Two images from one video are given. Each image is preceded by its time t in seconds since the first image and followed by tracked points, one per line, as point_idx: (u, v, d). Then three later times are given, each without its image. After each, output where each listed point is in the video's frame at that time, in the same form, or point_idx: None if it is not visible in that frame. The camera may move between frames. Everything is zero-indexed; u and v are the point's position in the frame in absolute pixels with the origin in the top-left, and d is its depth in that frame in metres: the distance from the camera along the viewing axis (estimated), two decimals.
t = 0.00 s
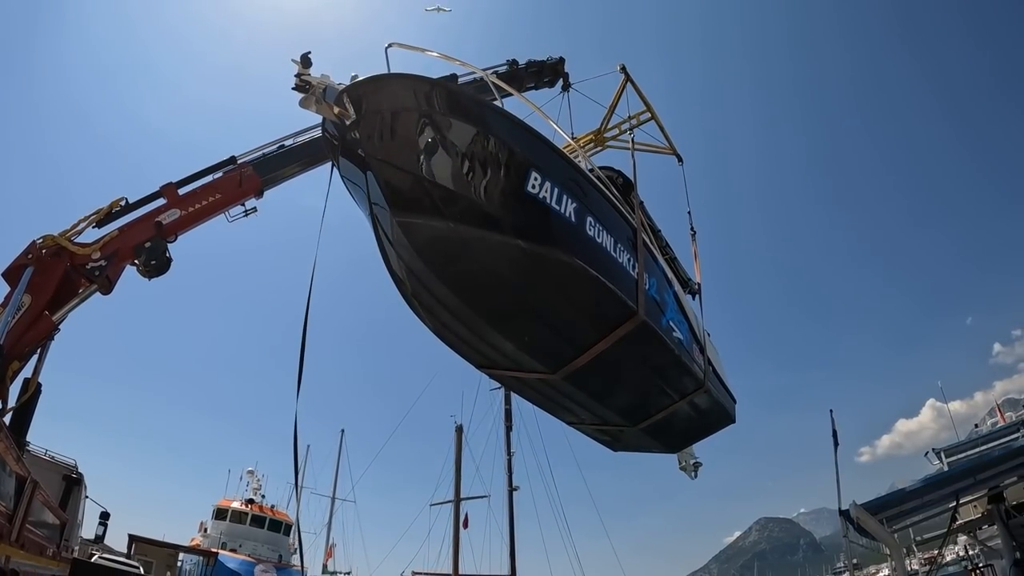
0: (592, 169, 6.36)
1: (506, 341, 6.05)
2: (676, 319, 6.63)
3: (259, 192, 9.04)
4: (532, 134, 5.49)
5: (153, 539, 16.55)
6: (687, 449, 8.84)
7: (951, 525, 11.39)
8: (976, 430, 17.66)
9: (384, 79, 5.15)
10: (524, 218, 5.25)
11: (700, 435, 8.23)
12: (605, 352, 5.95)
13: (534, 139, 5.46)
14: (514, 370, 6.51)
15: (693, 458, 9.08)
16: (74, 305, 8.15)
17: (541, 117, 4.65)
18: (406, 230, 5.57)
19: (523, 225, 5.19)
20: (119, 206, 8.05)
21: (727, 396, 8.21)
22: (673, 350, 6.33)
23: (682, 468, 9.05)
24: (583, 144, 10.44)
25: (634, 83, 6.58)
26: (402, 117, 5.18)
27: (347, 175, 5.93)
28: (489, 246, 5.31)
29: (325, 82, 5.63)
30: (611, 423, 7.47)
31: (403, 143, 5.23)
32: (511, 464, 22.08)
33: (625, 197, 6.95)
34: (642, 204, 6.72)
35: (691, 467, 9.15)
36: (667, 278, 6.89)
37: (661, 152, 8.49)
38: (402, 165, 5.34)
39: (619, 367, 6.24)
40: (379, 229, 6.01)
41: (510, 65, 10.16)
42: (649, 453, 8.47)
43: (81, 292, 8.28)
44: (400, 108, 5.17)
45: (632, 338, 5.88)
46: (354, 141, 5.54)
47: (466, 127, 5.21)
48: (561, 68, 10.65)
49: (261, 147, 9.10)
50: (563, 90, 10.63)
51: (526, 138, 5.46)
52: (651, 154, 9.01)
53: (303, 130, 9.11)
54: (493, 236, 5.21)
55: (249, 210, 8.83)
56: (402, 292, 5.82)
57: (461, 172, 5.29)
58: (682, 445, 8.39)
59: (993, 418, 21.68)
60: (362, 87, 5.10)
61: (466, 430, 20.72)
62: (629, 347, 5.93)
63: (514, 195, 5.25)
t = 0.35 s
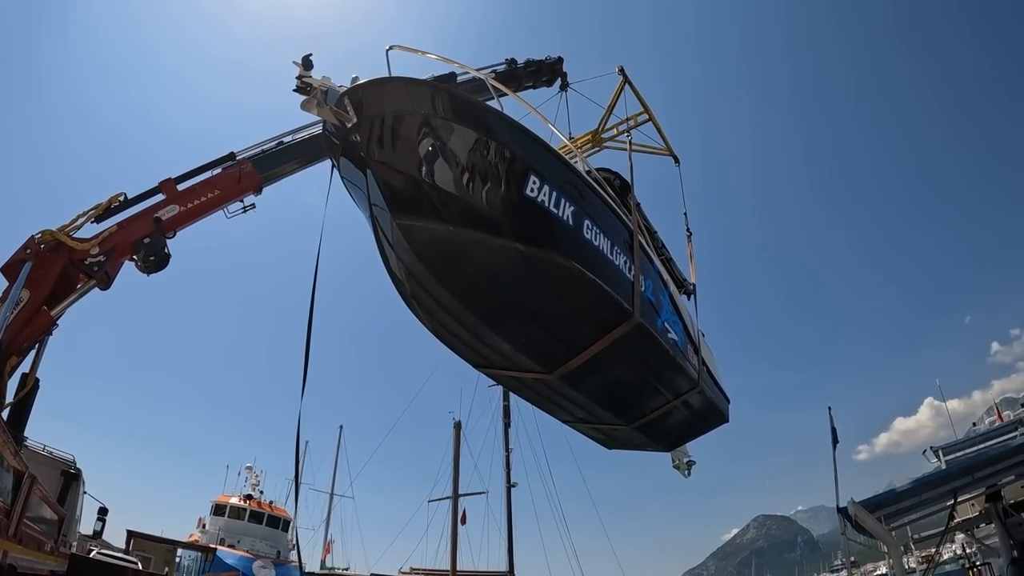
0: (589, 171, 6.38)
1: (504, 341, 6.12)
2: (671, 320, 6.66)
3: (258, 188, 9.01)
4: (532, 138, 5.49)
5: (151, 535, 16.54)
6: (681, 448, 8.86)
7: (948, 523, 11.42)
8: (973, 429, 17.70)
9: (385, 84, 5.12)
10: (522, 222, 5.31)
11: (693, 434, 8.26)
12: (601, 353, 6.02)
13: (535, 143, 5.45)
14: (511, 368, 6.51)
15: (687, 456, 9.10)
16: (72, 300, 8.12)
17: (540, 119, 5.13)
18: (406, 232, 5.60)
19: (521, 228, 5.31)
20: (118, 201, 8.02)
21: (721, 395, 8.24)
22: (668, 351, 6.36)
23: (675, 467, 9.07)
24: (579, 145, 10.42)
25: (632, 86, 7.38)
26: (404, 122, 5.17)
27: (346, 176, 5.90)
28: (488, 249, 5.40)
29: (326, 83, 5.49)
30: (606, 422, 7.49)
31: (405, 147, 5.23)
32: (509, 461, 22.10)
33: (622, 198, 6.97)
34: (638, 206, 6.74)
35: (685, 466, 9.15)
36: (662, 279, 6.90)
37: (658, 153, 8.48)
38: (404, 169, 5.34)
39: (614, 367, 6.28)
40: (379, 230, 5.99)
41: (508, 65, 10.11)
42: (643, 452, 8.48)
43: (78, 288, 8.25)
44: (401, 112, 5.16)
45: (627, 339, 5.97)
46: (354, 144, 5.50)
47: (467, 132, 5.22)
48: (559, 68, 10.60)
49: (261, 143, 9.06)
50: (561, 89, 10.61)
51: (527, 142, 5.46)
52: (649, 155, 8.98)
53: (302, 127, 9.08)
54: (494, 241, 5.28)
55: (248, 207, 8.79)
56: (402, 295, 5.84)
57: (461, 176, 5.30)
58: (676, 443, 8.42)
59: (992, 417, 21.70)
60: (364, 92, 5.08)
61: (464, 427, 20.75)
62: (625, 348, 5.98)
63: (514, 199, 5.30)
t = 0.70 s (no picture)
0: (587, 170, 6.33)
1: (502, 340, 6.10)
2: (667, 319, 6.64)
3: (257, 183, 8.95)
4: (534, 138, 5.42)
5: (149, 529, 16.54)
6: (676, 445, 8.84)
7: (946, 521, 11.43)
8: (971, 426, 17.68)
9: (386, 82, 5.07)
10: (521, 222, 5.28)
11: (688, 432, 8.25)
12: (597, 351, 6.02)
13: (535, 143, 5.40)
14: (507, 366, 6.49)
15: (681, 453, 9.09)
16: (70, 294, 8.07)
17: (539, 120, 5.32)
18: (406, 231, 5.58)
19: (521, 228, 5.29)
20: (116, 195, 7.96)
21: (715, 393, 8.23)
22: (664, 350, 6.35)
23: (669, 464, 9.06)
24: (577, 144, 10.38)
25: (630, 85, 7.47)
26: (405, 121, 5.14)
27: (347, 174, 5.84)
28: (487, 248, 5.39)
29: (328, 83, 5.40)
30: (601, 420, 7.48)
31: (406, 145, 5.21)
32: (508, 456, 22.10)
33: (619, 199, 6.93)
34: (635, 206, 6.72)
35: (679, 463, 9.14)
36: (659, 278, 6.87)
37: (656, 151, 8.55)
38: (404, 168, 5.32)
39: (609, 365, 6.27)
40: (379, 229, 5.96)
41: (507, 62, 10.04)
42: (637, 449, 8.47)
43: (77, 281, 8.20)
44: (402, 112, 5.13)
45: (623, 338, 5.96)
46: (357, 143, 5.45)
47: (467, 133, 5.17)
48: (557, 66, 10.54)
49: (260, 138, 9.01)
50: (560, 87, 10.55)
51: (528, 142, 5.41)
52: (647, 154, 8.94)
53: (301, 121, 9.02)
54: (493, 240, 5.27)
55: (246, 201, 8.74)
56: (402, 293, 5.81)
57: (462, 176, 5.26)
58: (670, 441, 8.41)
59: (989, 415, 21.73)
60: (365, 91, 5.04)
61: (462, 422, 20.75)
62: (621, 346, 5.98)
63: (513, 199, 5.27)
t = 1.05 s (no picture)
0: (585, 168, 6.29)
1: (501, 336, 6.06)
2: (664, 317, 6.62)
3: (256, 177, 8.89)
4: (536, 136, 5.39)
5: (148, 524, 16.53)
6: (670, 442, 8.83)
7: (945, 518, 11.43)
8: (970, 424, 17.69)
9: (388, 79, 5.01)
10: (521, 219, 5.26)
11: (683, 429, 8.23)
12: (594, 348, 6.00)
13: (535, 141, 5.37)
14: (505, 362, 6.46)
15: (675, 450, 9.07)
16: (69, 287, 8.01)
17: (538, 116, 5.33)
18: (407, 227, 5.53)
19: (522, 225, 5.26)
20: (115, 187, 7.89)
21: (711, 391, 8.21)
22: (661, 347, 6.33)
23: (663, 460, 9.04)
24: (575, 141, 10.32)
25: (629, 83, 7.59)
26: (407, 118, 5.09)
27: (348, 170, 5.76)
28: (487, 246, 5.35)
29: (330, 79, 5.26)
30: (597, 416, 7.45)
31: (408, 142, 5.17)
32: (506, 451, 22.08)
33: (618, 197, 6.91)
34: (634, 204, 6.70)
35: (673, 460, 9.13)
36: (656, 277, 6.84)
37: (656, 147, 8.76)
38: (406, 165, 5.28)
39: (606, 361, 6.26)
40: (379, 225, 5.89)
41: (506, 58, 9.97)
42: (632, 446, 8.44)
43: (75, 274, 8.14)
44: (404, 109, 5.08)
45: (620, 335, 5.95)
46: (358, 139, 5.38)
47: (469, 130, 5.15)
48: (557, 63, 10.48)
49: (260, 132, 8.95)
50: (559, 84, 10.48)
51: (529, 140, 5.38)
52: (645, 152, 8.89)
53: (301, 116, 8.96)
54: (493, 237, 5.24)
55: (246, 195, 8.67)
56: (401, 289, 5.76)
57: (464, 174, 5.22)
58: (665, 438, 8.39)
59: (988, 412, 21.76)
60: (368, 88, 4.97)
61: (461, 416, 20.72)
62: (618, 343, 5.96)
63: (512, 196, 5.25)
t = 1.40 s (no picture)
0: (585, 167, 6.27)
1: (500, 333, 6.03)
2: (661, 316, 6.59)
3: (257, 172, 8.86)
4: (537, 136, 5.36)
5: (147, 520, 16.52)
6: (666, 440, 8.81)
7: (944, 516, 11.43)
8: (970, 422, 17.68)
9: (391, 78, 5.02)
10: (523, 218, 5.22)
11: (679, 427, 8.22)
12: (593, 346, 5.97)
13: (537, 140, 5.34)
14: (503, 359, 6.43)
15: (672, 448, 9.05)
16: (69, 281, 7.97)
17: (539, 114, 5.30)
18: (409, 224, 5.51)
19: (523, 223, 5.22)
20: (116, 181, 7.85)
21: (707, 389, 8.18)
22: (658, 346, 6.31)
23: (659, 458, 9.03)
24: (575, 140, 10.29)
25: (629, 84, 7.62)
26: (410, 117, 5.09)
27: (351, 166, 5.74)
28: (487, 243, 5.32)
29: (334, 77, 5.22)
30: (595, 413, 7.43)
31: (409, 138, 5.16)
32: (506, 448, 22.08)
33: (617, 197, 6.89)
34: (633, 204, 6.66)
35: (669, 457, 9.11)
36: (655, 276, 6.81)
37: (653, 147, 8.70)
38: (408, 162, 5.27)
39: (604, 358, 6.23)
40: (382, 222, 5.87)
41: (507, 57, 9.93)
42: (628, 443, 8.43)
43: (75, 268, 8.10)
44: (406, 107, 5.07)
45: (619, 333, 5.93)
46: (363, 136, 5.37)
47: (470, 130, 5.12)
48: (557, 62, 10.43)
49: (261, 127, 8.91)
50: (558, 83, 10.44)
51: (532, 140, 5.35)
52: (644, 152, 8.85)
53: (302, 111, 8.92)
54: (494, 235, 5.21)
55: (247, 190, 8.63)
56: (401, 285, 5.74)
57: (466, 172, 5.19)
58: (661, 436, 8.37)
59: (987, 411, 21.77)
60: (373, 85, 4.99)
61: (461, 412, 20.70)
62: (617, 340, 5.94)
63: (514, 194, 5.21)
